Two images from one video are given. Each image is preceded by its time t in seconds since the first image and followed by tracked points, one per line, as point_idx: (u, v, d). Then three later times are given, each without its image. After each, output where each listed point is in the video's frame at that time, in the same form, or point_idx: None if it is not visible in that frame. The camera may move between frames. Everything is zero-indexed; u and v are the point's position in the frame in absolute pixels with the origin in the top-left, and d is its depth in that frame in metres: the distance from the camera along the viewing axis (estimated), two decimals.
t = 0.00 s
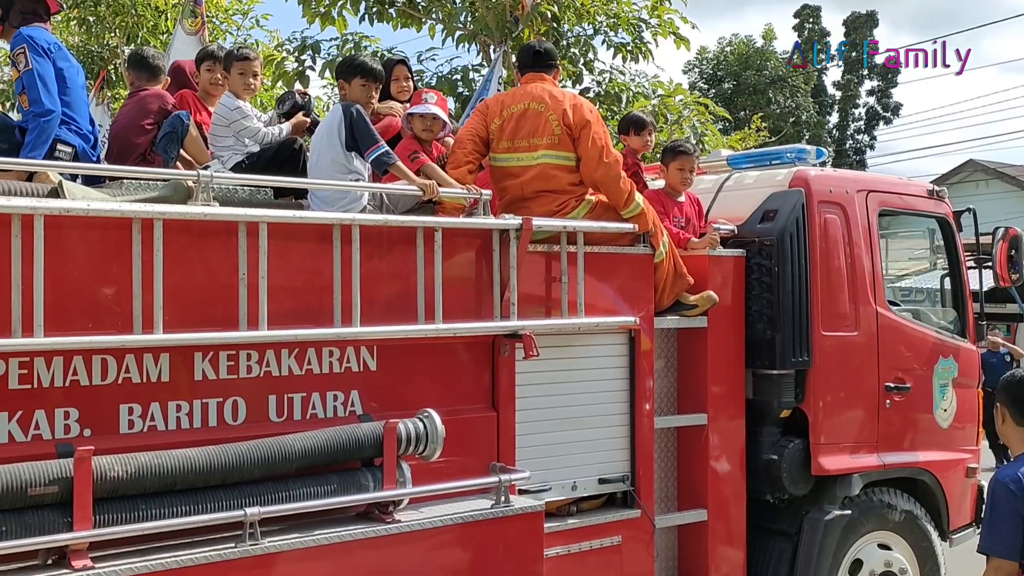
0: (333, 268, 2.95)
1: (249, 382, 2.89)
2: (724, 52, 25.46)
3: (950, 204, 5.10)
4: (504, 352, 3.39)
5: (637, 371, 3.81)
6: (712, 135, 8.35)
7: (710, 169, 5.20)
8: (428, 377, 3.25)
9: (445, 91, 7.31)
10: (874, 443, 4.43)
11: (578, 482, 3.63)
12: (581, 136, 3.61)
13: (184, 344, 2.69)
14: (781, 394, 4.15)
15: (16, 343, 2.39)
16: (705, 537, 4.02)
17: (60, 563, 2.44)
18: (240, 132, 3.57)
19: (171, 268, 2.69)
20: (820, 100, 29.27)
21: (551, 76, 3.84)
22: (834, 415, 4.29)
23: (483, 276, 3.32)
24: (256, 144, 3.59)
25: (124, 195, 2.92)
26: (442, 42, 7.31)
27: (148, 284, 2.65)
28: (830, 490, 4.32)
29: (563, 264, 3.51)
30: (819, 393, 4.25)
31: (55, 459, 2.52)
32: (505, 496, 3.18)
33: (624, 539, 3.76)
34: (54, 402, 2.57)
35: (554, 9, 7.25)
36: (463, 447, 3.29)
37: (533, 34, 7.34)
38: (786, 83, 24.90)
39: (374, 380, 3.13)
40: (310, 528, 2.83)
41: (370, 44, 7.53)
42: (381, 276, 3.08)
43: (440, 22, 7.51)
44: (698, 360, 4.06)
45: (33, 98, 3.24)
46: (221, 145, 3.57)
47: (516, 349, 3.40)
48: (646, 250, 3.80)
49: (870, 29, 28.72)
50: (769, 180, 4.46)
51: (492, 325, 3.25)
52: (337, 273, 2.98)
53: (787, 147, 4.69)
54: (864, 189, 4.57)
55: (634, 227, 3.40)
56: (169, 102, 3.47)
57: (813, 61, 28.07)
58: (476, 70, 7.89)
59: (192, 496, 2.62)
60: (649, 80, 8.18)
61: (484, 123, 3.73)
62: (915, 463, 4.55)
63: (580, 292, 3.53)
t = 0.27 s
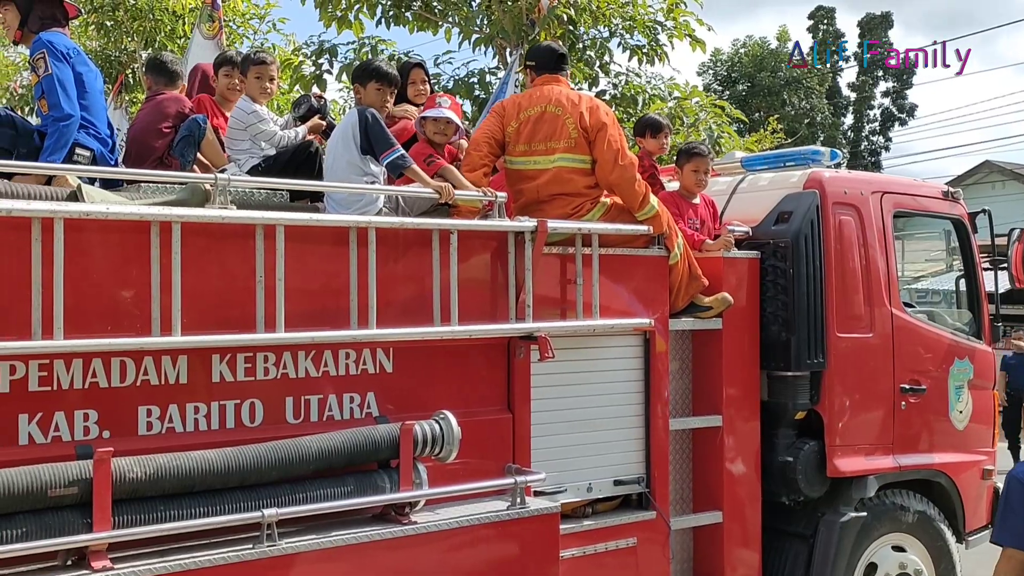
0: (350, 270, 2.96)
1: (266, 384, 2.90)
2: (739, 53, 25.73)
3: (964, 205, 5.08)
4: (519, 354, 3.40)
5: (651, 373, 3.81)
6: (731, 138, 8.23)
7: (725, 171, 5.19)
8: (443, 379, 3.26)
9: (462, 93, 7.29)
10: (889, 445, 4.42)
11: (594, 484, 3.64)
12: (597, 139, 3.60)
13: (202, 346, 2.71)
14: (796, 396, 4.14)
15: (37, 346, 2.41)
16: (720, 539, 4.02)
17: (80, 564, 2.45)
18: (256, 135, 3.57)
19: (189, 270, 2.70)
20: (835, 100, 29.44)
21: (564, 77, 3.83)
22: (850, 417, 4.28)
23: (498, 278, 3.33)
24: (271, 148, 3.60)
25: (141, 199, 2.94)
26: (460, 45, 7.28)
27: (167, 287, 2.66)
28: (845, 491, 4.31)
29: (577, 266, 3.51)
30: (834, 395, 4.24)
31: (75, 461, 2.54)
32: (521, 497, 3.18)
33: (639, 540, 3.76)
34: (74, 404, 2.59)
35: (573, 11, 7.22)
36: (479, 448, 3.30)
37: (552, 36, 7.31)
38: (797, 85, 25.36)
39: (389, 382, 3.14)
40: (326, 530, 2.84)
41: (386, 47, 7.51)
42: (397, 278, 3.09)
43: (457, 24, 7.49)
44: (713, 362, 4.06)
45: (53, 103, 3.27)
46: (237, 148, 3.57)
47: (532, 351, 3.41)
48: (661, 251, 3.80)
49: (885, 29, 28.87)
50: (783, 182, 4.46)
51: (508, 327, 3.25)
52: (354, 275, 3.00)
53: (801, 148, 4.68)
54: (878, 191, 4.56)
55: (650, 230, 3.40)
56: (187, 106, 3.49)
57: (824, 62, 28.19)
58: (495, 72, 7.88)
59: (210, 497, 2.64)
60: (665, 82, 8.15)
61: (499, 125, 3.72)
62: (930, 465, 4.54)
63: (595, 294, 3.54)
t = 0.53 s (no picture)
0: (276, 272, 2.77)
1: (186, 395, 2.72)
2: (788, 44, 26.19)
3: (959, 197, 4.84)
4: (469, 359, 3.21)
5: (617, 377, 3.61)
6: (773, 125, 7.79)
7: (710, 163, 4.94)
8: (386, 387, 3.07)
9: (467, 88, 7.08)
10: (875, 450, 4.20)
11: (553, 495, 3.44)
12: (553, 130, 3.39)
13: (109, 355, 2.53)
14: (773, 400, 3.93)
15: None
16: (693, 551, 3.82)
17: None
18: (196, 127, 3.37)
19: (93, 273, 2.53)
20: (882, 88, 29.28)
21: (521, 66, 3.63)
22: (831, 421, 4.07)
23: (444, 279, 3.14)
24: (213, 142, 3.41)
25: (54, 197, 2.76)
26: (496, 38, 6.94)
27: (69, 292, 2.49)
28: (827, 499, 4.10)
29: (532, 265, 3.32)
30: (814, 398, 4.03)
31: None
32: (466, 513, 2.99)
33: (603, 554, 3.56)
34: None
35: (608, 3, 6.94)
36: (424, 458, 3.11)
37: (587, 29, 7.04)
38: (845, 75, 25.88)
39: (325, 391, 2.95)
40: (247, 550, 2.66)
41: (428, 40, 7.20)
42: (330, 280, 2.90)
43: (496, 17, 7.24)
44: (685, 364, 3.85)
45: None
46: (175, 141, 3.37)
47: (482, 356, 3.21)
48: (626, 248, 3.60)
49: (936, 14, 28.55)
50: (763, 173, 4.24)
51: (455, 331, 3.06)
52: (282, 277, 2.81)
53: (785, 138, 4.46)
54: (863, 181, 4.34)
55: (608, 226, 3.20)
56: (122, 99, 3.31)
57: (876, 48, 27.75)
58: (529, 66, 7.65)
59: (115, 517, 2.46)
60: (709, 74, 7.86)
61: (451, 117, 3.53)
62: (919, 470, 4.32)
63: (553, 295, 3.33)
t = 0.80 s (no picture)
0: (263, 276, 2.75)
1: (172, 400, 2.69)
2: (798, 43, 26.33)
3: (958, 197, 4.80)
4: (461, 363, 3.18)
5: (612, 379, 3.58)
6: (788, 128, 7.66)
7: (709, 164, 4.89)
8: (375, 391, 3.04)
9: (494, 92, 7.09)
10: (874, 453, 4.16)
11: (547, 499, 3.41)
12: (545, 131, 3.36)
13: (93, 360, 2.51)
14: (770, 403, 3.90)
15: None
16: (689, 555, 3.78)
17: None
18: (184, 131, 3.36)
19: (76, 278, 2.50)
20: (895, 88, 29.19)
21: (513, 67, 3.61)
22: (829, 424, 4.03)
23: (435, 282, 3.11)
24: (202, 146, 3.39)
25: (38, 200, 2.74)
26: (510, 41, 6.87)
27: (52, 297, 2.46)
28: (826, 503, 4.06)
29: (525, 268, 3.29)
30: (812, 402, 3.99)
31: None
32: (457, 518, 2.96)
33: (599, 558, 3.53)
34: None
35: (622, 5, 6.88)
36: (415, 463, 3.08)
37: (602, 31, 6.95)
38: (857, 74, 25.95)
39: (314, 395, 2.92)
40: (234, 557, 2.63)
41: (438, 42, 7.18)
42: (319, 283, 2.87)
43: (507, 20, 7.21)
44: (681, 367, 3.82)
45: None
46: (163, 145, 3.36)
47: (474, 359, 3.18)
48: (620, 250, 3.57)
49: (947, 14, 28.48)
50: (759, 174, 4.21)
51: (446, 334, 3.03)
52: (269, 279, 2.78)
53: (783, 138, 4.42)
54: (861, 182, 4.30)
55: (600, 227, 3.16)
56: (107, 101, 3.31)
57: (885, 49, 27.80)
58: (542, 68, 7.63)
59: (98, 524, 2.43)
60: (719, 74, 7.81)
61: (442, 119, 3.51)
62: (918, 473, 4.28)
63: (546, 297, 3.30)
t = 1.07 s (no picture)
0: (259, 278, 2.73)
1: (169, 403, 2.67)
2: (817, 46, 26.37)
3: (966, 197, 4.76)
4: (461, 365, 3.15)
5: (614, 382, 3.55)
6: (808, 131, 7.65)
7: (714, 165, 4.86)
8: (375, 394, 3.01)
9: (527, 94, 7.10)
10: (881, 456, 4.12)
11: (549, 503, 3.38)
12: (546, 132, 3.34)
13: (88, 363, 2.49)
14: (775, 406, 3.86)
15: None
16: (694, 560, 3.75)
17: None
18: (182, 135, 3.37)
19: (70, 281, 2.49)
20: (914, 90, 29.06)
21: (514, 67, 3.59)
22: (836, 427, 3.99)
23: (434, 285, 3.09)
24: (201, 148, 3.40)
25: (34, 202, 2.72)
26: (528, 44, 6.86)
27: (46, 300, 2.45)
28: (833, 507, 4.02)
29: (526, 269, 3.26)
30: (818, 404, 3.95)
31: None
32: (457, 522, 2.93)
33: (602, 563, 3.49)
34: None
35: (641, 7, 6.83)
36: (415, 466, 3.06)
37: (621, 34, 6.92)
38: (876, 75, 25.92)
39: (312, 398, 2.90)
40: (230, 561, 2.61)
41: (457, 46, 7.17)
42: (317, 285, 2.86)
43: (525, 23, 7.18)
44: (685, 370, 3.79)
45: None
46: (161, 147, 3.38)
47: (474, 362, 3.16)
48: (622, 252, 3.54)
49: (966, 16, 28.35)
50: (764, 175, 4.17)
51: (446, 337, 3.01)
52: (266, 281, 2.76)
53: (790, 139, 4.39)
54: (868, 183, 4.26)
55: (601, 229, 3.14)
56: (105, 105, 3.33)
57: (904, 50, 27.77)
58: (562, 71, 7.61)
59: (93, 528, 2.42)
60: (739, 76, 7.77)
61: (442, 120, 3.49)
62: (927, 477, 4.24)
63: (547, 299, 3.27)
